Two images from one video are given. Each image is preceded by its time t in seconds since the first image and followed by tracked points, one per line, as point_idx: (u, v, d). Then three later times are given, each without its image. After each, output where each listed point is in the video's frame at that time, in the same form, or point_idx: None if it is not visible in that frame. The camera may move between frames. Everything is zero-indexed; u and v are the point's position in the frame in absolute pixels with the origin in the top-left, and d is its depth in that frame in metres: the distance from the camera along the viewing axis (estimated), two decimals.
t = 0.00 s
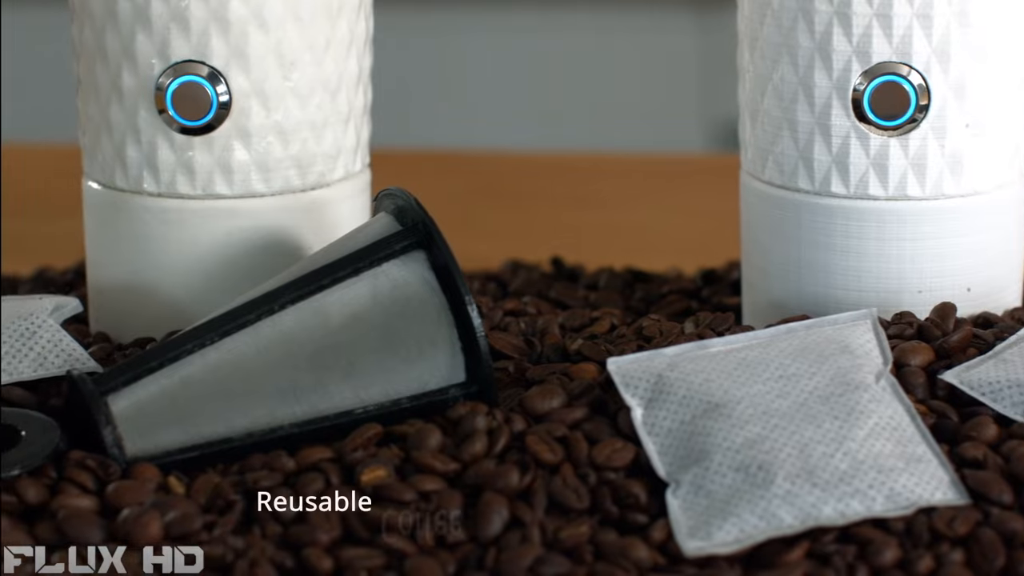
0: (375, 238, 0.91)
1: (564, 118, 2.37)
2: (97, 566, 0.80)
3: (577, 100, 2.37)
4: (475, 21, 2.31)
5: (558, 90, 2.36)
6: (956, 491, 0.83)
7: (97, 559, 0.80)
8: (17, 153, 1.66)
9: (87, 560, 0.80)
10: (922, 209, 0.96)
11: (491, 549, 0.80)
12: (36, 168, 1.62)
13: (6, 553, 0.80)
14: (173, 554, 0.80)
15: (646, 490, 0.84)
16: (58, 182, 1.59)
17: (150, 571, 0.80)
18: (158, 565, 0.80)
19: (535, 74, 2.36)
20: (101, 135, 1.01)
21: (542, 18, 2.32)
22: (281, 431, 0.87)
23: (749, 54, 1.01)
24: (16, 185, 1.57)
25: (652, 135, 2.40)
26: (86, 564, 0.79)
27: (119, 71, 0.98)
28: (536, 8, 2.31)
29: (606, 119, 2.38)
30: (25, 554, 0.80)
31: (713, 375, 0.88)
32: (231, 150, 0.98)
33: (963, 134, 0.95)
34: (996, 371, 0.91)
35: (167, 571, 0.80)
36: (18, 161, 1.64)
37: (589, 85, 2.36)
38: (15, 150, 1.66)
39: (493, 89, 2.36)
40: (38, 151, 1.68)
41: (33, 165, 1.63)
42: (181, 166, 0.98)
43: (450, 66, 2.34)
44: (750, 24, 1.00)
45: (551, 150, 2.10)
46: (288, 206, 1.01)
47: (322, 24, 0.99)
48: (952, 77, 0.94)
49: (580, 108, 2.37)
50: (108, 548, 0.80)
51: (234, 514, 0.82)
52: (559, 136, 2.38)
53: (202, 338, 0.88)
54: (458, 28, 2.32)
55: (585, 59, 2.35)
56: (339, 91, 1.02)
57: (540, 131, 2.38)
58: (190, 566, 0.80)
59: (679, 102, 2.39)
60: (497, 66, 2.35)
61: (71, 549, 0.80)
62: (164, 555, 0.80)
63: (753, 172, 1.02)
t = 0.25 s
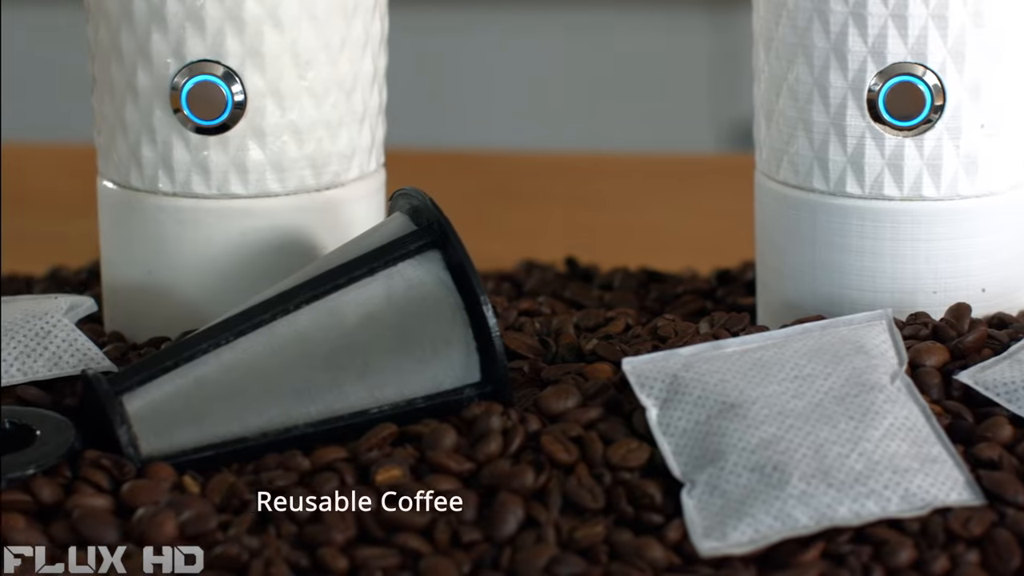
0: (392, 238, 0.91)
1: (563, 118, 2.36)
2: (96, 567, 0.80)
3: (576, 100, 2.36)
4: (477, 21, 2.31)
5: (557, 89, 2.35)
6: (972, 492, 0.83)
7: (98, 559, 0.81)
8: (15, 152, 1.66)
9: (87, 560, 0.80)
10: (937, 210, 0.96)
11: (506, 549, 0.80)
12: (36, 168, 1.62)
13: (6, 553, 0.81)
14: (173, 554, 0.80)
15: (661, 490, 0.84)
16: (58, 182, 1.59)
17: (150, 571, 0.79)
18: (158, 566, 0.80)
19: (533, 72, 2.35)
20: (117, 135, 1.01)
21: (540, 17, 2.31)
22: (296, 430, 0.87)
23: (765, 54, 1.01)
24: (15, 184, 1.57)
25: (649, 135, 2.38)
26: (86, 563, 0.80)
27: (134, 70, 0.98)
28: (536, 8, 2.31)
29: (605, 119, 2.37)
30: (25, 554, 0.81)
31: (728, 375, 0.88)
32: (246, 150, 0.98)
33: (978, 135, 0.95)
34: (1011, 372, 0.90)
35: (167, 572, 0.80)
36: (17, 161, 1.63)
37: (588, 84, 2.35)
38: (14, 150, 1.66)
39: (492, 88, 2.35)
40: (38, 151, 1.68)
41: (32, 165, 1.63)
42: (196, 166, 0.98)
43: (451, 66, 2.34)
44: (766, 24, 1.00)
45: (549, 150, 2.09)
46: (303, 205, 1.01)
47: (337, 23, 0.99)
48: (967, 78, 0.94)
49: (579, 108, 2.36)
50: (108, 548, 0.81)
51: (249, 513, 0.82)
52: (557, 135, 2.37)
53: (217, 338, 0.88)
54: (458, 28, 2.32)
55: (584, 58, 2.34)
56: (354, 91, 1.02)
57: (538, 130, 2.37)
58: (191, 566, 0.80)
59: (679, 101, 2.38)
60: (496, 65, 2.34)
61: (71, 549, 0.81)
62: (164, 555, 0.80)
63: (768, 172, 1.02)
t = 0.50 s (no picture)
0: (407, 237, 0.91)
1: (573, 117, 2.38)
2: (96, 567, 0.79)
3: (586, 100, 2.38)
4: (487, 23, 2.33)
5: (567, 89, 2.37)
6: (987, 493, 0.83)
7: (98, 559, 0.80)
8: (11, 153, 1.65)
9: (87, 560, 0.79)
10: (952, 210, 0.96)
11: (521, 548, 0.80)
12: (37, 167, 1.62)
13: (6, 553, 0.80)
14: (173, 554, 0.79)
15: (676, 490, 0.84)
16: (61, 181, 1.59)
17: (150, 571, 0.79)
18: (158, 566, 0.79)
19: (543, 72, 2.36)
20: (131, 135, 1.01)
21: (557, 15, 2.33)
22: (311, 429, 0.87)
23: (780, 55, 1.02)
24: (15, 184, 1.56)
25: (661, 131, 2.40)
26: (86, 563, 0.79)
27: (149, 69, 0.98)
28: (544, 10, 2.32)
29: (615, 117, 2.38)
30: (25, 553, 0.80)
31: (743, 376, 0.88)
32: (261, 149, 0.98)
33: (994, 135, 0.96)
34: None
35: (167, 571, 0.79)
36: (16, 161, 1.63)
37: (597, 84, 2.37)
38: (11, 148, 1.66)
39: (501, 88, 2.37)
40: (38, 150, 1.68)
41: (32, 164, 1.62)
42: (211, 165, 0.98)
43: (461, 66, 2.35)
44: (781, 24, 1.01)
45: (558, 150, 2.10)
46: (319, 204, 1.01)
47: (352, 23, 0.99)
48: (982, 78, 0.94)
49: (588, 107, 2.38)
50: (108, 548, 0.80)
51: (264, 513, 0.82)
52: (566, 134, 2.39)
53: (231, 338, 0.88)
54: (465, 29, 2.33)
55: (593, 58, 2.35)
56: (369, 90, 1.02)
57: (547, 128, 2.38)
58: (190, 566, 0.79)
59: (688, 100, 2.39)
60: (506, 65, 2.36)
61: (72, 549, 0.80)
62: (164, 555, 0.80)
63: (783, 172, 1.03)
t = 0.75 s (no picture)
0: (422, 238, 0.91)
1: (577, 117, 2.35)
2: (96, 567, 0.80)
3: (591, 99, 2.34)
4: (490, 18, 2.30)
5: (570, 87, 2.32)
6: (1001, 494, 0.83)
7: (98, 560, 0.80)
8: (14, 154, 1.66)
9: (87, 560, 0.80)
10: (967, 210, 0.97)
11: (536, 548, 0.80)
12: (43, 168, 1.62)
13: (6, 553, 0.80)
14: (173, 553, 0.80)
15: (690, 490, 0.84)
16: (62, 181, 1.59)
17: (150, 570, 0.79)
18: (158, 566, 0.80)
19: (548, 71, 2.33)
20: (145, 134, 1.01)
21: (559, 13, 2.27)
22: (326, 429, 0.87)
23: (795, 54, 1.02)
24: (15, 184, 1.57)
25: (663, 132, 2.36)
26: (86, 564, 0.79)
27: (164, 69, 0.98)
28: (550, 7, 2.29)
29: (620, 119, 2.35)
30: (25, 554, 0.80)
31: (758, 376, 0.88)
32: (275, 149, 0.98)
33: (1008, 135, 0.96)
34: None
35: (167, 571, 0.79)
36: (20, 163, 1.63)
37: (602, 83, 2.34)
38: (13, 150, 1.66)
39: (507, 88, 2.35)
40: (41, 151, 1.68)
41: (32, 166, 1.63)
42: (226, 165, 0.98)
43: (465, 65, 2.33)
44: (795, 24, 1.01)
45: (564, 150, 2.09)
46: (333, 204, 1.01)
47: (366, 22, 0.99)
48: (997, 79, 0.95)
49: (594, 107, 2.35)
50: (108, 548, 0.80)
51: (278, 512, 0.82)
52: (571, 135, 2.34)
53: (246, 337, 0.88)
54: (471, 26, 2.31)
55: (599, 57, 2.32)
56: (384, 90, 1.02)
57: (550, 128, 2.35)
58: (190, 566, 0.80)
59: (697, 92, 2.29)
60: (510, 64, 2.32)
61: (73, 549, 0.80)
62: (164, 555, 0.80)
63: (797, 173, 1.03)
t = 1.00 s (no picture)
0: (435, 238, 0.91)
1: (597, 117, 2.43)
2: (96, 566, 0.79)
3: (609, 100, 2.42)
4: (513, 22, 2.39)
5: (592, 88, 2.42)
6: (1016, 493, 0.83)
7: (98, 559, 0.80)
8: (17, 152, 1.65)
9: (87, 560, 0.79)
10: (982, 210, 0.97)
11: (550, 548, 0.80)
12: (47, 166, 1.62)
13: (6, 553, 0.80)
14: (173, 554, 0.79)
15: (705, 490, 0.84)
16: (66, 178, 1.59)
17: (150, 571, 0.79)
18: (158, 566, 0.80)
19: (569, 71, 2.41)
20: (160, 134, 1.01)
21: (586, 17, 2.38)
22: (340, 429, 0.87)
23: (809, 55, 1.03)
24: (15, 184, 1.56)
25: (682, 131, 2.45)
26: (86, 563, 0.79)
27: (178, 69, 0.98)
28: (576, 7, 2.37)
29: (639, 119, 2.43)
30: (25, 554, 0.80)
31: (772, 376, 0.88)
32: (290, 149, 0.98)
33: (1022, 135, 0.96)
34: None
35: (167, 571, 0.79)
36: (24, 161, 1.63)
37: (622, 84, 2.42)
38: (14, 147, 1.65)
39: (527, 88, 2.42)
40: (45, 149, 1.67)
41: (32, 165, 1.62)
42: (240, 164, 0.98)
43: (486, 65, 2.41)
44: (810, 25, 1.01)
45: (575, 150, 2.12)
46: (347, 204, 1.01)
47: (381, 22, 0.99)
48: (1012, 79, 0.95)
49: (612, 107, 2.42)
50: (108, 548, 0.80)
51: (292, 512, 0.82)
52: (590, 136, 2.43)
53: (261, 337, 0.87)
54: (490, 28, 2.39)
55: (619, 58, 2.40)
56: (398, 90, 1.02)
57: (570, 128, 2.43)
58: (190, 566, 0.79)
59: (709, 101, 2.44)
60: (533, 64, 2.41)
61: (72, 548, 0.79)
62: (164, 555, 0.79)
63: (812, 173, 1.03)
